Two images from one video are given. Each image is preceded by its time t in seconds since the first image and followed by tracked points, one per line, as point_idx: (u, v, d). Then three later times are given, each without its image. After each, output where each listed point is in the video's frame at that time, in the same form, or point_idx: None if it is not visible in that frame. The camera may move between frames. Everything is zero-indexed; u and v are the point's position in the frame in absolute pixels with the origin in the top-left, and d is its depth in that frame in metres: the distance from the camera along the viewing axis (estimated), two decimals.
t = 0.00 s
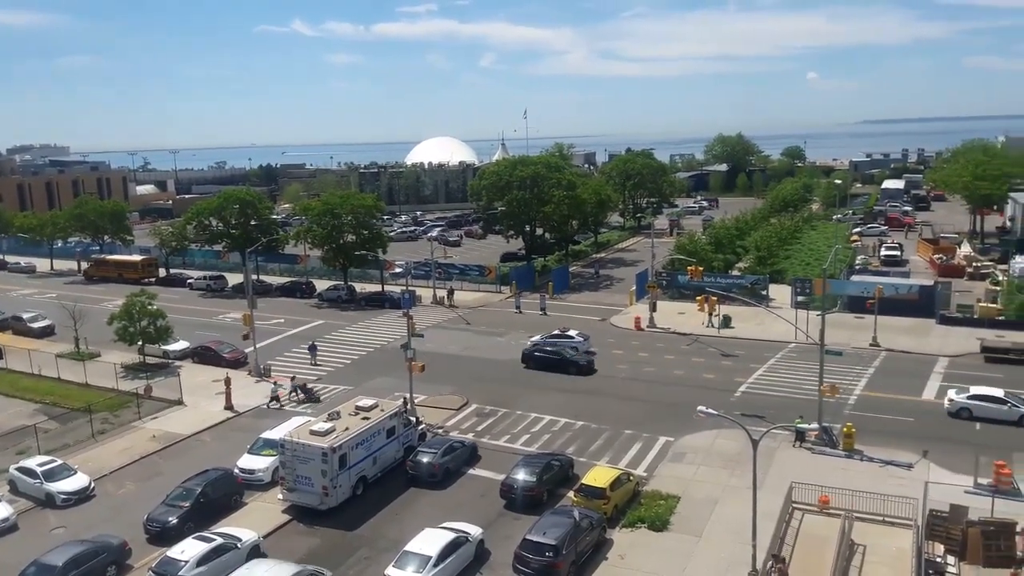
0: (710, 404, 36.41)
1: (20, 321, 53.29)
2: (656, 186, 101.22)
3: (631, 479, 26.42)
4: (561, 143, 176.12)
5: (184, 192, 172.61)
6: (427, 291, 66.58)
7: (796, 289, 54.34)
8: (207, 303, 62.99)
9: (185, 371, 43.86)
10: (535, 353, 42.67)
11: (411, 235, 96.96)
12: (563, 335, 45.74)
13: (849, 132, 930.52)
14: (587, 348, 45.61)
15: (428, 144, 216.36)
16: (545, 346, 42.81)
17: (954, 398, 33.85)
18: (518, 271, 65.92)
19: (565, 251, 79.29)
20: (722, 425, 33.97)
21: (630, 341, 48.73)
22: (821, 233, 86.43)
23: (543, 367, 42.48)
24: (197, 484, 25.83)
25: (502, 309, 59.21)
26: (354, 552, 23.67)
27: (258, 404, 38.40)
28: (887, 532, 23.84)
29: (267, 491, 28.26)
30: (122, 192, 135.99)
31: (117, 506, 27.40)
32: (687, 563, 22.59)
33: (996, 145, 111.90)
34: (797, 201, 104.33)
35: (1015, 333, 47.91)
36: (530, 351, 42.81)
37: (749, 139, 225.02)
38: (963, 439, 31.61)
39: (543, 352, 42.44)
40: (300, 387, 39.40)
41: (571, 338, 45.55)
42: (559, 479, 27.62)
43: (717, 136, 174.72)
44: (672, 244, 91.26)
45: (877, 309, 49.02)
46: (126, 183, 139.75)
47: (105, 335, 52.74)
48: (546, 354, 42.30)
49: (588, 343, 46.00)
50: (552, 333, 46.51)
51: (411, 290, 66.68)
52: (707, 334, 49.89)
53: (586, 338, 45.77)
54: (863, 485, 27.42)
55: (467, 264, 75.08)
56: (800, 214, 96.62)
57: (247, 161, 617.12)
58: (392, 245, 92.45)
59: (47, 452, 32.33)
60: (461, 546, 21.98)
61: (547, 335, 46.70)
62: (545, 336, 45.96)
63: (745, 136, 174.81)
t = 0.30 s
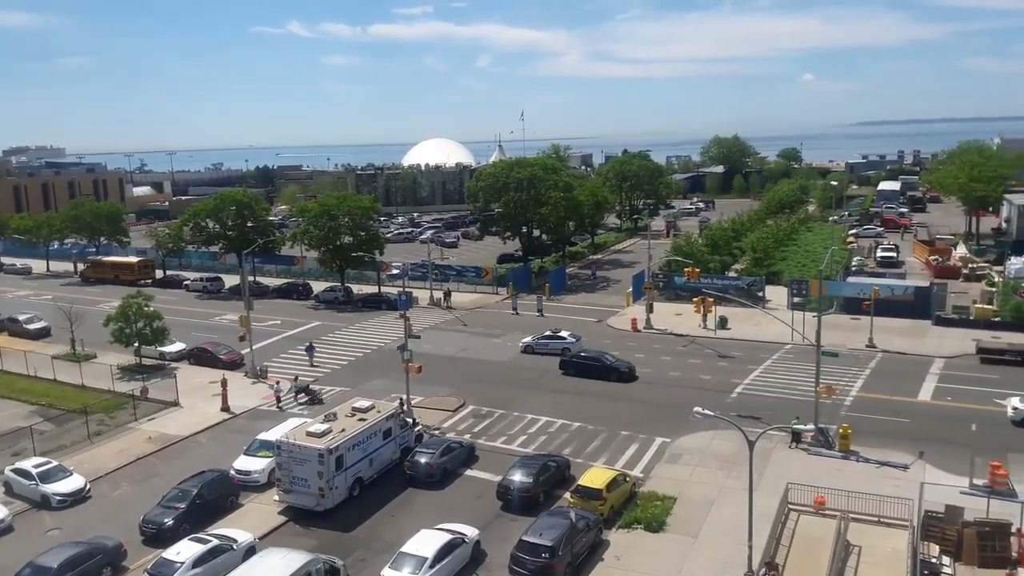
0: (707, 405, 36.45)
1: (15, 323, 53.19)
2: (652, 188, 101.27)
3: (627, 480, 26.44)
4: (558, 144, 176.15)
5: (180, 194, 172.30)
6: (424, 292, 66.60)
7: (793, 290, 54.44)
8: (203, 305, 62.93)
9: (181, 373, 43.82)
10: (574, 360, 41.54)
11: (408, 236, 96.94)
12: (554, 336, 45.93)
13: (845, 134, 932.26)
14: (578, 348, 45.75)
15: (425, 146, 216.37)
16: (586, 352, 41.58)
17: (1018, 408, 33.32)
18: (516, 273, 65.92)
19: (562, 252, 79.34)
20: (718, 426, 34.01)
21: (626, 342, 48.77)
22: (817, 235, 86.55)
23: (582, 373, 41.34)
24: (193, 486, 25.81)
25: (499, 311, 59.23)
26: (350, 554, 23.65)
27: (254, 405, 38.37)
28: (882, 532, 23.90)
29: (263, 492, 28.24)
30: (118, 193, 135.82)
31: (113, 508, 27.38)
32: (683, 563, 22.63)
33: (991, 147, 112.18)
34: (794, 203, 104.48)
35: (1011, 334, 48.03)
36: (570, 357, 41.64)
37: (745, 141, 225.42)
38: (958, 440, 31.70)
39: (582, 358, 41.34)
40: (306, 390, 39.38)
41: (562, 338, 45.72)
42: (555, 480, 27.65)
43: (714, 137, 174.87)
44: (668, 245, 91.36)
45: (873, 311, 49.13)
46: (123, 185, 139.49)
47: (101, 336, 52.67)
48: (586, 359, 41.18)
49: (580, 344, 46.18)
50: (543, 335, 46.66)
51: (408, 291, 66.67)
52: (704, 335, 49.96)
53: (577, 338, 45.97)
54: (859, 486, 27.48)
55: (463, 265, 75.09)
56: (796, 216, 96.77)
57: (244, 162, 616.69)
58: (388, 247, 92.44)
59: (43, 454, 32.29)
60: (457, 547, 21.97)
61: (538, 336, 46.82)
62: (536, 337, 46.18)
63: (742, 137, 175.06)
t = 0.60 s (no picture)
0: (694, 408, 36.56)
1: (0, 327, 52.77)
2: (641, 192, 101.51)
3: (615, 483, 26.48)
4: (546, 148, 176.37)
5: (168, 196, 171.40)
6: (412, 295, 66.51)
7: (780, 293, 54.71)
8: (189, 308, 62.61)
9: (168, 376, 43.58)
10: (607, 367, 40.43)
11: (396, 239, 96.78)
12: (537, 339, 46.04)
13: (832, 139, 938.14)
14: (561, 350, 45.99)
15: (413, 149, 216.22)
16: (619, 360, 40.52)
17: None
18: (504, 276, 65.96)
19: (550, 255, 79.44)
20: (705, 429, 34.10)
21: (614, 345, 48.87)
22: (804, 238, 87.03)
23: (616, 382, 40.23)
24: (179, 490, 25.67)
25: (487, 314, 59.22)
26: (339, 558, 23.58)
27: (241, 409, 38.18)
28: (869, 535, 24.03)
29: (250, 497, 28.11)
30: (104, 196, 135.00)
31: (98, 513, 27.19)
32: (671, 567, 22.67)
33: (976, 151, 113.16)
34: (781, 206, 105.05)
35: (995, 337, 48.41)
36: (602, 365, 40.54)
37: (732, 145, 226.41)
38: (943, 442, 31.92)
39: (614, 365, 40.25)
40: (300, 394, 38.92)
41: (545, 340, 45.89)
42: (544, 483, 27.67)
43: (701, 141, 175.55)
44: (656, 249, 91.63)
45: (859, 314, 49.43)
46: (109, 188, 138.67)
47: (87, 340, 52.32)
48: (621, 367, 40.06)
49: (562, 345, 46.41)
50: (525, 338, 46.70)
51: (397, 294, 66.56)
52: (692, 338, 50.11)
53: (560, 340, 46.21)
54: (845, 489, 27.62)
55: (452, 268, 75.02)
56: (783, 219, 97.29)
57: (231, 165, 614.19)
58: (376, 250, 92.26)
59: (27, 459, 32.03)
60: (445, 551, 21.94)
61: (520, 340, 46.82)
62: (518, 340, 46.18)
63: (730, 141, 175.72)
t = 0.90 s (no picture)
0: (685, 409, 36.64)
1: None
2: (631, 193, 101.63)
3: (607, 484, 26.50)
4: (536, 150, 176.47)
5: (157, 199, 170.60)
6: (403, 296, 66.44)
7: (770, 294, 54.93)
8: (179, 311, 62.34)
9: (157, 379, 43.37)
10: (644, 373, 39.37)
11: (387, 241, 96.62)
12: (521, 340, 46.03)
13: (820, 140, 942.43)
14: (545, 350, 46.06)
15: (404, 151, 215.96)
16: (658, 365, 39.44)
17: None
18: (496, 278, 65.97)
19: (541, 257, 79.48)
20: (696, 429, 34.17)
21: (605, 346, 48.93)
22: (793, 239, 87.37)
23: (656, 388, 39.12)
24: (170, 494, 25.55)
25: (478, 315, 59.20)
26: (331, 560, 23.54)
27: (231, 412, 38.04)
28: (860, 534, 24.13)
29: (240, 499, 28.01)
30: (93, 199, 134.26)
31: (88, 517, 27.04)
32: (663, 567, 22.71)
33: (964, 152, 113.83)
34: (770, 207, 105.41)
35: (983, 337, 48.71)
36: (640, 371, 39.47)
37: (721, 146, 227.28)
38: (933, 441, 32.09)
39: (652, 371, 39.21)
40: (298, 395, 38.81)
41: (529, 341, 45.90)
42: (536, 484, 27.68)
43: (691, 143, 175.96)
44: (647, 250, 91.79)
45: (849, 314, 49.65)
46: (98, 190, 137.90)
47: (76, 343, 52.02)
48: (660, 372, 39.02)
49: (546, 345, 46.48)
50: (508, 339, 46.69)
51: (388, 296, 66.47)
52: (682, 339, 50.21)
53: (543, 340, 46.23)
54: (836, 488, 27.74)
55: (442, 270, 74.97)
56: (773, 220, 97.65)
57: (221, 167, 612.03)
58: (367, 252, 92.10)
59: (16, 463, 31.82)
60: (437, 553, 21.93)
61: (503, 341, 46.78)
62: (502, 341, 46.18)
63: (719, 142, 176.22)
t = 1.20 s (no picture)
0: (677, 411, 36.71)
1: None
2: (622, 195, 101.77)
3: (599, 486, 26.51)
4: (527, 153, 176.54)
5: (147, 201, 169.80)
6: (395, 299, 66.39)
7: (760, 296, 55.14)
8: (170, 314, 62.14)
9: (148, 383, 43.18)
10: (685, 381, 38.20)
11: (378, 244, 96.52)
12: (503, 342, 46.10)
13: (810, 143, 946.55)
14: (528, 352, 46.25)
15: (395, 153, 215.79)
16: (698, 373, 38.27)
17: None
18: (487, 280, 65.99)
19: (532, 259, 79.52)
20: (688, 431, 34.25)
21: (597, 348, 49.01)
22: (783, 241, 87.75)
23: (697, 396, 38.04)
24: (160, 498, 25.44)
25: (470, 318, 59.21)
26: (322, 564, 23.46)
27: (222, 416, 37.91)
28: (851, 535, 24.22)
29: (232, 503, 27.90)
30: (82, 202, 133.62)
31: (78, 521, 26.89)
32: (655, 569, 22.74)
33: (953, 154, 114.48)
34: (760, 209, 105.81)
35: (972, 338, 49.00)
36: (681, 378, 38.29)
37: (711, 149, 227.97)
38: (923, 443, 32.25)
39: (693, 378, 38.05)
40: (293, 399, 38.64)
41: (512, 343, 46.01)
42: (528, 487, 27.68)
43: (681, 145, 176.38)
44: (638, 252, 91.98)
45: (839, 316, 49.86)
46: (87, 193, 137.21)
47: (65, 346, 51.74)
48: (702, 381, 37.86)
49: (528, 347, 46.69)
50: (491, 341, 46.63)
51: (379, 298, 66.40)
52: (673, 341, 50.32)
53: (526, 342, 46.45)
54: (827, 489, 27.84)
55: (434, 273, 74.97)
56: (763, 223, 98.02)
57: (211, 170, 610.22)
58: (358, 255, 92.00)
59: (5, 467, 31.63)
60: (429, 557, 21.89)
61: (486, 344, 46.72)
62: (485, 345, 46.01)
63: (709, 145, 176.67)
